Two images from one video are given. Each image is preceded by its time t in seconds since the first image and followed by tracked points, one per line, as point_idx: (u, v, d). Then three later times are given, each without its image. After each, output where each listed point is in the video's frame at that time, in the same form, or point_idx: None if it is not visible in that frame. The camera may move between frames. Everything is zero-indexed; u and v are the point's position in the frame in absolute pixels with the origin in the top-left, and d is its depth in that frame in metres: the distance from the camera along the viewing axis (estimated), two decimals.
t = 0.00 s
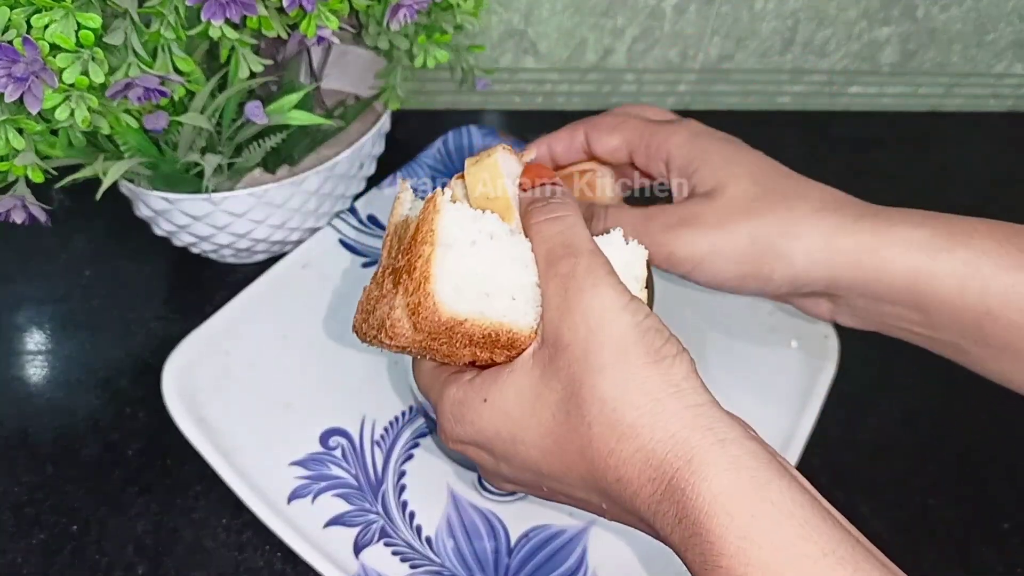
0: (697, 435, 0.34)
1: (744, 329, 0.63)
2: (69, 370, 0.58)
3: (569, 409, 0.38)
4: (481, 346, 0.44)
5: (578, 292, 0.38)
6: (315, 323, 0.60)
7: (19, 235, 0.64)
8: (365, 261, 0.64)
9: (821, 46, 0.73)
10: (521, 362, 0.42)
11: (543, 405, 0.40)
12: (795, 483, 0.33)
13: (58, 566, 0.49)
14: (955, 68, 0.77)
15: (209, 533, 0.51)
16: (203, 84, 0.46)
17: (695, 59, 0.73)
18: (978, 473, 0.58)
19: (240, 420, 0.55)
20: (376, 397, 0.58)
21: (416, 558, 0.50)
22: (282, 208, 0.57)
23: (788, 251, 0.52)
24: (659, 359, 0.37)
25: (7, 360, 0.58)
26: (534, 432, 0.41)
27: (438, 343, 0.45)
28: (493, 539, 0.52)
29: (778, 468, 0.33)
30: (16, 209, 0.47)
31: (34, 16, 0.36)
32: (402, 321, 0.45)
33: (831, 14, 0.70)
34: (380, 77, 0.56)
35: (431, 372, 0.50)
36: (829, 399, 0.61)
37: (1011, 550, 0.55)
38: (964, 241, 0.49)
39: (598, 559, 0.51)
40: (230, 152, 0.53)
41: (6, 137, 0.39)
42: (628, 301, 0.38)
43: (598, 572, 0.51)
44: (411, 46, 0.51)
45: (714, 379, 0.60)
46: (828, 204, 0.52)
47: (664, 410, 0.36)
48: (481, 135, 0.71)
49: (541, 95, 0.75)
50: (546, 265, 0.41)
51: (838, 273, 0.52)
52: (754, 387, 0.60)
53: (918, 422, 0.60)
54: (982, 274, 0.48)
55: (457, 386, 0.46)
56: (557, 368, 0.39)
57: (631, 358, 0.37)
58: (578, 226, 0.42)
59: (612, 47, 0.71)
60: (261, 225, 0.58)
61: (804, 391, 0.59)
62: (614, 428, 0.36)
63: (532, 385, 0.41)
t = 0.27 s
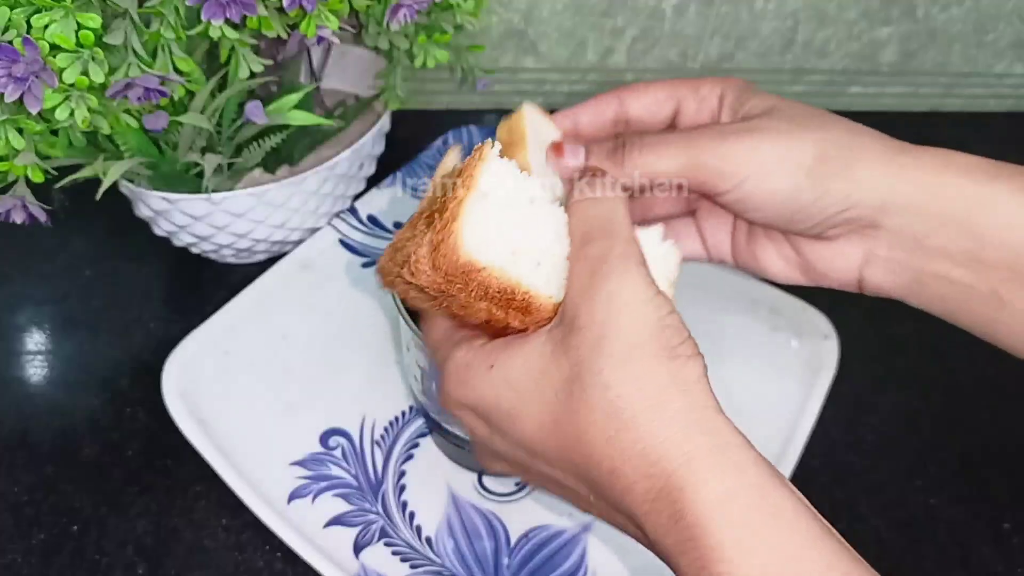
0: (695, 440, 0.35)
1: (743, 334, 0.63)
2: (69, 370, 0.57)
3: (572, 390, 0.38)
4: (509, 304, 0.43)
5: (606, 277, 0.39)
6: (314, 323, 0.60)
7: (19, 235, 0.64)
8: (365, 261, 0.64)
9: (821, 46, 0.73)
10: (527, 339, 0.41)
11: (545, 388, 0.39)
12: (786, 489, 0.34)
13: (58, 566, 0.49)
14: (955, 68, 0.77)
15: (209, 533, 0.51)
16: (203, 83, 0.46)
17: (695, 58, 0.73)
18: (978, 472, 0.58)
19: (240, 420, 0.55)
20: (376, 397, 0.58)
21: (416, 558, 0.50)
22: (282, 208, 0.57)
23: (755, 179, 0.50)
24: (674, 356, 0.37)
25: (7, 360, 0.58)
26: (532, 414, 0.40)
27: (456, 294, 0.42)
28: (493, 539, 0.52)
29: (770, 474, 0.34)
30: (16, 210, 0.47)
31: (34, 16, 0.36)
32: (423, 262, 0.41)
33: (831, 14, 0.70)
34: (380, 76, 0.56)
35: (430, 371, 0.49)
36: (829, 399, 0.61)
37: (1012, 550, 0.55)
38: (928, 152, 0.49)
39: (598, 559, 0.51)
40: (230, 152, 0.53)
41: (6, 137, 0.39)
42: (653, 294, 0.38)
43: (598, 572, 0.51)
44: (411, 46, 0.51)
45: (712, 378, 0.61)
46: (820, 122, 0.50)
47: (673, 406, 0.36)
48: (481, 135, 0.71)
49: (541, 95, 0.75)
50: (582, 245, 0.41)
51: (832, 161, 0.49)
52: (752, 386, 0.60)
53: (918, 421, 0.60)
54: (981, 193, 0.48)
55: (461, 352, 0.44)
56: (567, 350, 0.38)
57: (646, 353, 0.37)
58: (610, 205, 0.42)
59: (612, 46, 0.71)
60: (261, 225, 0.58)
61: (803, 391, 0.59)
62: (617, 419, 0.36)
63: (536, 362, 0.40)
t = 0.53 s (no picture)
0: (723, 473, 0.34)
1: (745, 336, 0.63)
2: (69, 370, 0.58)
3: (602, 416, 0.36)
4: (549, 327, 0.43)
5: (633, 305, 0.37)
6: (314, 322, 0.61)
7: (20, 235, 0.64)
8: (364, 261, 0.64)
9: (821, 46, 0.73)
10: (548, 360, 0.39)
11: (571, 413, 0.38)
12: (806, 539, 0.33)
13: (58, 565, 0.49)
14: (955, 68, 0.77)
15: (210, 533, 0.51)
16: (203, 84, 0.46)
17: (695, 59, 0.73)
18: (978, 472, 0.58)
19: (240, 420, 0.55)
20: (376, 396, 0.58)
21: (416, 557, 0.50)
22: (282, 208, 0.57)
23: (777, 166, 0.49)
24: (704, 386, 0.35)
25: (7, 360, 0.58)
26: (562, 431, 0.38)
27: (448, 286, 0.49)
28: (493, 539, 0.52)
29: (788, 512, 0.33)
30: (16, 210, 0.47)
31: (34, 17, 0.36)
32: (407, 280, 0.51)
33: (830, 14, 0.70)
34: (381, 77, 0.56)
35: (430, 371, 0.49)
36: (829, 399, 0.61)
37: (1012, 550, 0.55)
38: (976, 208, 0.43)
39: (599, 555, 0.51)
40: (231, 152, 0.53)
41: (7, 137, 0.39)
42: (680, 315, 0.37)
43: (598, 569, 0.51)
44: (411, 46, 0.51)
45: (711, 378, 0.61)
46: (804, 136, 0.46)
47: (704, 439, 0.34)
48: (481, 135, 0.71)
49: (541, 95, 0.75)
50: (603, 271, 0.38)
51: (854, 264, 0.44)
52: (752, 386, 0.60)
53: (917, 421, 0.60)
54: (1000, 255, 0.42)
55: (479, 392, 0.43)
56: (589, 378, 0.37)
57: (682, 390, 0.35)
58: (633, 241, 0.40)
59: (612, 47, 0.71)
60: (261, 225, 0.58)
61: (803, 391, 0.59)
62: (660, 440, 0.34)
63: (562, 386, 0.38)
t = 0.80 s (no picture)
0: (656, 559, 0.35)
1: (746, 335, 0.63)
2: (69, 370, 0.58)
3: (545, 481, 0.36)
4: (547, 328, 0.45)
5: (589, 382, 0.36)
6: (314, 322, 0.61)
7: (20, 235, 0.64)
8: (364, 261, 0.64)
9: (821, 46, 0.73)
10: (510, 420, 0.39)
11: (524, 465, 0.37)
12: None
13: (58, 565, 0.49)
14: (955, 68, 0.77)
15: (209, 532, 0.51)
16: (202, 84, 0.46)
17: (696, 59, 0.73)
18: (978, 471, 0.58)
19: (240, 420, 0.55)
20: (376, 397, 0.58)
21: (416, 557, 0.50)
22: (282, 208, 0.57)
23: (808, 150, 0.47)
24: (653, 480, 0.36)
25: (7, 360, 0.58)
26: (495, 486, 0.38)
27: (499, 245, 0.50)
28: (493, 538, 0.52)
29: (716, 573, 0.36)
30: (16, 209, 0.47)
31: (34, 17, 0.36)
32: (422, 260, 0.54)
33: (830, 14, 0.70)
34: (381, 77, 0.56)
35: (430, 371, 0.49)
36: (829, 399, 0.61)
37: (1012, 549, 0.55)
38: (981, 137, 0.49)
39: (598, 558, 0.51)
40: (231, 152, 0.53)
41: (7, 137, 0.39)
42: (630, 389, 0.37)
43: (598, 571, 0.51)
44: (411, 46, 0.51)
45: (711, 377, 0.61)
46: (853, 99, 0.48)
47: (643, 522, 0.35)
48: (481, 135, 0.71)
49: (541, 95, 0.75)
50: (570, 335, 0.38)
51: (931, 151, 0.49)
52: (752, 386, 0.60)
53: (917, 421, 0.60)
54: (993, 183, 0.50)
55: (439, 415, 0.42)
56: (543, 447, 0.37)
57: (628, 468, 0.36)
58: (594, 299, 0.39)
59: (612, 47, 0.71)
60: (261, 225, 0.58)
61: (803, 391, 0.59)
62: (581, 523, 0.35)
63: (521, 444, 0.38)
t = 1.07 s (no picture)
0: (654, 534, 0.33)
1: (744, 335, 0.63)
2: (70, 370, 0.58)
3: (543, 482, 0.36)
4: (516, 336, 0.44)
5: (567, 369, 0.36)
6: (315, 322, 0.61)
7: (20, 235, 0.64)
8: (365, 261, 0.64)
9: (821, 46, 0.73)
10: (511, 423, 0.39)
11: (525, 465, 0.37)
12: None
13: (59, 565, 0.50)
14: (954, 68, 0.77)
15: (210, 532, 0.51)
16: (204, 84, 0.46)
17: (695, 59, 0.73)
18: (977, 471, 0.58)
19: (241, 420, 0.55)
20: (377, 396, 0.58)
21: (417, 557, 0.50)
22: (283, 208, 0.57)
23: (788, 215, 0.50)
24: (642, 453, 0.35)
25: (8, 360, 0.58)
26: (512, 488, 0.38)
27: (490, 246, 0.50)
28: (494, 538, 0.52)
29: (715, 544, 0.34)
30: (17, 210, 0.47)
31: (36, 17, 0.36)
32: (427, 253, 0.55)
33: (830, 14, 0.70)
34: (381, 78, 0.56)
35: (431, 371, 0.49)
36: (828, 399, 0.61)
37: (1011, 549, 0.55)
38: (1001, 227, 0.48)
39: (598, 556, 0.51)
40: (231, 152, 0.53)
41: (8, 137, 0.39)
42: (614, 373, 0.36)
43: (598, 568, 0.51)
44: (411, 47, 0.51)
45: (710, 377, 0.61)
46: (824, 155, 0.49)
47: (637, 498, 0.34)
48: (481, 136, 0.71)
49: (541, 95, 0.75)
50: (543, 335, 0.38)
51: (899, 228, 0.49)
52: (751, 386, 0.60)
53: (917, 421, 0.60)
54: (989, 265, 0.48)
55: (450, 426, 0.42)
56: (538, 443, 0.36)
57: (616, 438, 0.35)
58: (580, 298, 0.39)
59: (612, 47, 0.71)
60: (262, 225, 0.58)
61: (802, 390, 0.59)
62: (581, 516, 0.34)
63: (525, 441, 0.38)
